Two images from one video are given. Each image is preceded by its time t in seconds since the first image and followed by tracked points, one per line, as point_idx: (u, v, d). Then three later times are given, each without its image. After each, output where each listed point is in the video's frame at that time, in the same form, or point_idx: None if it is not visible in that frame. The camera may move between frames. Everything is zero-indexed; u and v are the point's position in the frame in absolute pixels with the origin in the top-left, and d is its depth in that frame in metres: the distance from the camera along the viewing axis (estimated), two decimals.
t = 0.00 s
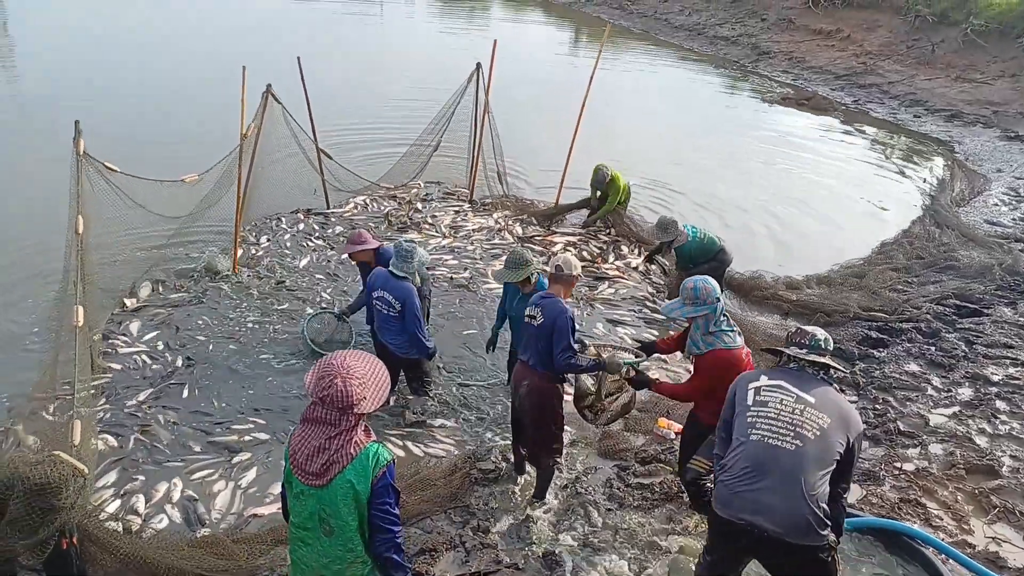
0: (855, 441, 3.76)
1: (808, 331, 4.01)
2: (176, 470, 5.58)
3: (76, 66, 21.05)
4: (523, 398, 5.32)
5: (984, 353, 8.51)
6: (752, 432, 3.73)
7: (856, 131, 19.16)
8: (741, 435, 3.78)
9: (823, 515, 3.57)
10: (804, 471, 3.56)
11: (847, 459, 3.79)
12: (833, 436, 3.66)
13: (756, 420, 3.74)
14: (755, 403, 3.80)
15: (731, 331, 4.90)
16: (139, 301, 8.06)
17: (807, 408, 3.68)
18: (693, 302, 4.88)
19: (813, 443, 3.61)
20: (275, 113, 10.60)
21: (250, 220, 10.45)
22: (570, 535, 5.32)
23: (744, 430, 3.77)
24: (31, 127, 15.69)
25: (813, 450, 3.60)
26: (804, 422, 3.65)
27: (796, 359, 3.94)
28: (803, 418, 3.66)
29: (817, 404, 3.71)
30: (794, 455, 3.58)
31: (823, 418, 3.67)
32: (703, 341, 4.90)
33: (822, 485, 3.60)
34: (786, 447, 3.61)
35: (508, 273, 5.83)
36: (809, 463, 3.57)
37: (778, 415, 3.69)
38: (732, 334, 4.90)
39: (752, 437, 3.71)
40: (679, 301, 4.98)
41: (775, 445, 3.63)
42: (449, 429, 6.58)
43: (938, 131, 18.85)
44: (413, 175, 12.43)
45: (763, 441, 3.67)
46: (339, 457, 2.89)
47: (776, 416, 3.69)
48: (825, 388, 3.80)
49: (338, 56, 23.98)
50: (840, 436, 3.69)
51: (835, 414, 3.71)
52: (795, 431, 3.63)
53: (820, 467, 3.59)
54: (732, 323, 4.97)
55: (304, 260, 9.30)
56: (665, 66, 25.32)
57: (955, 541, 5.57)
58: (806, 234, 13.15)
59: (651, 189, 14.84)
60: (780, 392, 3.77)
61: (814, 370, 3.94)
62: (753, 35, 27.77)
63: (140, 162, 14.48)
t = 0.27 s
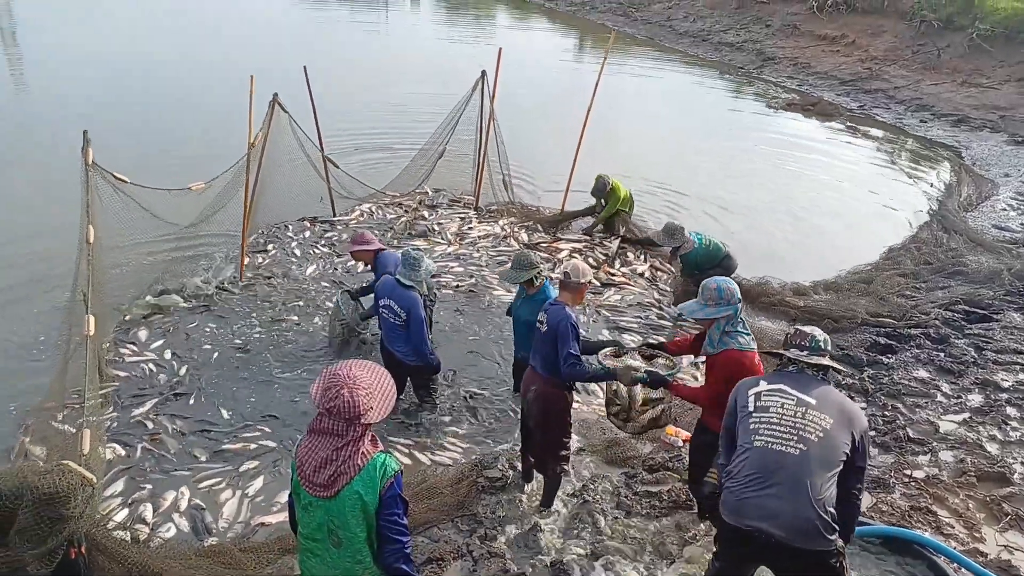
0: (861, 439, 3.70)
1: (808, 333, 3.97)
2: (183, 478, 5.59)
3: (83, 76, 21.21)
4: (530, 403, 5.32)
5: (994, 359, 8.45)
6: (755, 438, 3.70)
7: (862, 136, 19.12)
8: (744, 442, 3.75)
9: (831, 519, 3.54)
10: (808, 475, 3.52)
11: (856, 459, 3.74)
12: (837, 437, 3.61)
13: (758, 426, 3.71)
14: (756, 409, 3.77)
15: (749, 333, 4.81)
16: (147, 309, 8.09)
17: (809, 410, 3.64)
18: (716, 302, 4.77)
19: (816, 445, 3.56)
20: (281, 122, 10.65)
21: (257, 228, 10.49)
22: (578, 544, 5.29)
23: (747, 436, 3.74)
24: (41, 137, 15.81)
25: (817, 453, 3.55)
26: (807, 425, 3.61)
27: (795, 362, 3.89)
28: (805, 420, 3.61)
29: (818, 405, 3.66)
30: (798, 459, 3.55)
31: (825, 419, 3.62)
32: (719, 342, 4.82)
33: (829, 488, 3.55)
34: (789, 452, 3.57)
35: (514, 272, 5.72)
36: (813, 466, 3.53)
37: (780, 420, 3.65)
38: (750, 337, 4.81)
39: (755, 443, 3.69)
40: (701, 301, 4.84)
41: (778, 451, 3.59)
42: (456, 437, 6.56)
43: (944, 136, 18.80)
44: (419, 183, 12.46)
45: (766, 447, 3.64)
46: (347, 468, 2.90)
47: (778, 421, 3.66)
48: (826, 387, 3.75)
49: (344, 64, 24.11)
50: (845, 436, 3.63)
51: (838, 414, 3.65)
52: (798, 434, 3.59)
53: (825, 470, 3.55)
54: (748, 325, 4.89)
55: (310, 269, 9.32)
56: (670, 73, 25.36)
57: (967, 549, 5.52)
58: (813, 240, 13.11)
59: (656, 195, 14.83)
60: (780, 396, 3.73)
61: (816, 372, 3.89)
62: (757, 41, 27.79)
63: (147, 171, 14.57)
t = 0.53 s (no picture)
0: (858, 430, 3.70)
1: (804, 323, 3.94)
2: (188, 484, 5.57)
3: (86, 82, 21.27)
4: (538, 406, 5.28)
5: (999, 358, 8.40)
6: (757, 439, 3.66)
7: (865, 136, 19.08)
8: (746, 443, 3.71)
9: (835, 516, 3.53)
10: (812, 474, 3.50)
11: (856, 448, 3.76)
12: (838, 432, 3.59)
13: (760, 426, 3.67)
14: (756, 408, 3.72)
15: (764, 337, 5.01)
16: (151, 314, 8.09)
17: (809, 407, 3.61)
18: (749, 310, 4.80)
19: (818, 442, 3.54)
20: (284, 127, 10.66)
21: (261, 233, 10.49)
22: (584, 547, 5.26)
23: (748, 437, 3.70)
24: (46, 144, 15.85)
25: (820, 450, 3.53)
26: (808, 422, 3.58)
27: (793, 355, 3.84)
28: (806, 418, 3.58)
29: (818, 400, 3.63)
30: (802, 458, 3.52)
31: (826, 415, 3.60)
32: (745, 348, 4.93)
33: (832, 484, 3.54)
34: (793, 451, 3.55)
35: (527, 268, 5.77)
36: (816, 464, 3.51)
37: (781, 419, 3.61)
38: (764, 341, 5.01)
39: (757, 444, 3.65)
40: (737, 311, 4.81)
41: (780, 451, 3.57)
42: (461, 441, 6.54)
43: (948, 136, 18.76)
44: (423, 187, 12.45)
45: (768, 448, 3.60)
46: (352, 475, 2.87)
47: (779, 420, 3.62)
48: (824, 380, 3.72)
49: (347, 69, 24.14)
50: (845, 430, 3.62)
51: (837, 408, 3.63)
52: (800, 433, 3.56)
53: (827, 467, 3.53)
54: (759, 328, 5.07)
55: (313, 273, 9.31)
56: (674, 75, 25.33)
57: (973, 548, 5.48)
58: (816, 240, 13.07)
59: (660, 197, 14.81)
60: (780, 394, 3.69)
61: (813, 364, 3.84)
62: (761, 42, 27.76)
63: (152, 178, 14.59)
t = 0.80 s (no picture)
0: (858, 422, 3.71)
1: (799, 313, 3.83)
2: (192, 485, 5.61)
3: (85, 83, 21.29)
4: (542, 405, 5.30)
5: (1002, 354, 8.41)
6: (756, 437, 3.68)
7: (866, 132, 19.05)
8: (746, 440, 3.74)
9: (837, 511, 3.55)
10: (812, 470, 3.53)
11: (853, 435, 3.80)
12: (838, 427, 3.59)
13: (759, 424, 3.69)
14: (756, 406, 3.73)
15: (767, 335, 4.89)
16: (153, 316, 8.12)
17: (809, 403, 3.61)
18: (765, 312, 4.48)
19: (818, 438, 3.56)
20: (284, 128, 10.67)
21: (262, 234, 10.52)
22: (586, 544, 5.29)
23: (748, 434, 3.72)
24: (46, 147, 15.89)
25: (820, 445, 3.55)
26: (807, 418, 3.59)
27: (789, 349, 3.82)
28: (806, 413, 3.59)
29: (817, 395, 3.63)
30: (801, 455, 3.54)
31: (825, 410, 3.60)
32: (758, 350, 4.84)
33: (833, 479, 3.56)
34: (792, 448, 3.57)
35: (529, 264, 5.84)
36: (817, 460, 3.53)
37: (780, 416, 3.63)
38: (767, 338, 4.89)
39: (757, 442, 3.67)
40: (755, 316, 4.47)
41: (780, 448, 3.59)
42: (463, 440, 6.57)
43: (949, 130, 18.75)
44: (423, 187, 12.47)
45: (768, 445, 3.63)
46: (353, 475, 2.90)
47: (778, 417, 3.64)
48: (823, 373, 3.72)
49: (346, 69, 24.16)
50: (845, 424, 3.62)
51: (836, 402, 3.64)
52: (799, 429, 3.58)
53: (827, 462, 3.54)
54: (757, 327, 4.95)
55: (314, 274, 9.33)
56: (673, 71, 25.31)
57: (976, 544, 5.50)
58: (817, 237, 13.08)
59: (660, 194, 14.81)
60: (778, 389, 3.69)
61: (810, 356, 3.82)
62: (760, 38, 27.72)
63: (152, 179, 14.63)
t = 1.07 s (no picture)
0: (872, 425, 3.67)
1: (814, 313, 3.82)
2: (207, 481, 5.67)
3: (92, 84, 21.52)
4: (555, 405, 5.28)
5: (1021, 354, 8.31)
6: (766, 438, 3.68)
7: (881, 129, 18.87)
8: (756, 442, 3.74)
9: (847, 516, 3.51)
10: (821, 473, 3.50)
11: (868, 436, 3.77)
12: (850, 430, 3.56)
13: (769, 425, 3.69)
14: (766, 407, 3.73)
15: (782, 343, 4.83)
16: (167, 314, 8.20)
17: (819, 405, 3.60)
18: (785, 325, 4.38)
19: (828, 441, 3.53)
20: (297, 128, 10.73)
21: (275, 233, 10.59)
22: (598, 543, 5.28)
23: (758, 436, 3.72)
24: (63, 147, 16.07)
25: (830, 448, 3.52)
26: (817, 420, 3.57)
27: (802, 351, 3.83)
28: (817, 415, 3.57)
29: (828, 398, 3.61)
30: (811, 457, 3.52)
31: (837, 413, 3.58)
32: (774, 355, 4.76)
33: (843, 483, 3.52)
34: (802, 450, 3.55)
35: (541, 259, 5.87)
36: (826, 463, 3.50)
37: (790, 418, 3.62)
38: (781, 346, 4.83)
39: (766, 443, 3.67)
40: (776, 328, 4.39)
41: (789, 450, 3.58)
42: (474, 439, 6.58)
43: (966, 127, 18.53)
44: (434, 185, 12.49)
45: (777, 446, 3.62)
46: (365, 473, 2.92)
47: (788, 418, 3.63)
48: (836, 376, 3.69)
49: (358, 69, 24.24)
50: (857, 427, 3.59)
51: (849, 405, 3.61)
52: (809, 431, 3.56)
53: (838, 465, 3.51)
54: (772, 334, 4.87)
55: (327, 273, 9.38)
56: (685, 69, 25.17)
57: (994, 547, 5.44)
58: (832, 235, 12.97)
59: (673, 193, 14.75)
60: (789, 391, 3.69)
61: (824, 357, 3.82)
62: (773, 35, 27.51)
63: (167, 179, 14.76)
